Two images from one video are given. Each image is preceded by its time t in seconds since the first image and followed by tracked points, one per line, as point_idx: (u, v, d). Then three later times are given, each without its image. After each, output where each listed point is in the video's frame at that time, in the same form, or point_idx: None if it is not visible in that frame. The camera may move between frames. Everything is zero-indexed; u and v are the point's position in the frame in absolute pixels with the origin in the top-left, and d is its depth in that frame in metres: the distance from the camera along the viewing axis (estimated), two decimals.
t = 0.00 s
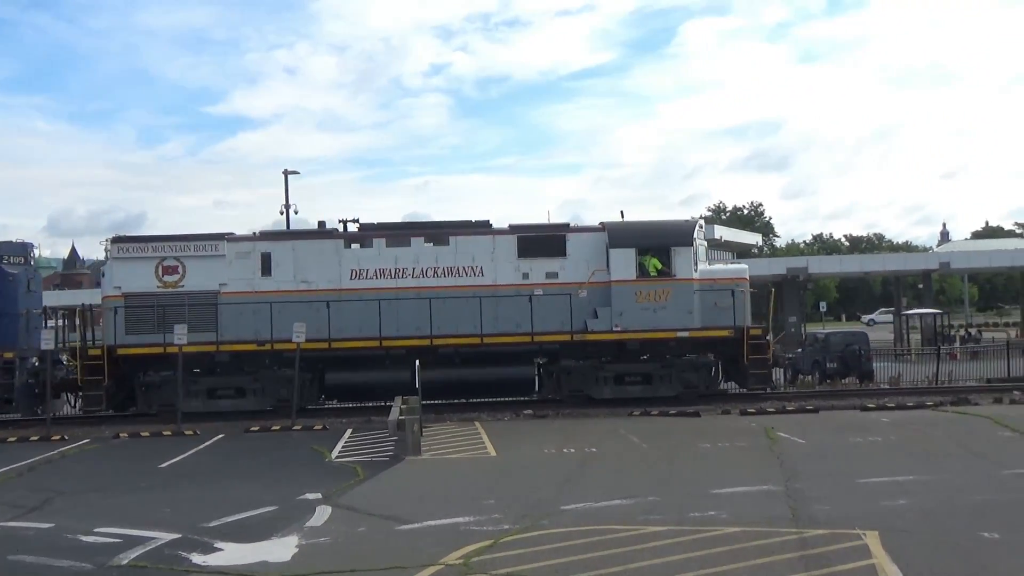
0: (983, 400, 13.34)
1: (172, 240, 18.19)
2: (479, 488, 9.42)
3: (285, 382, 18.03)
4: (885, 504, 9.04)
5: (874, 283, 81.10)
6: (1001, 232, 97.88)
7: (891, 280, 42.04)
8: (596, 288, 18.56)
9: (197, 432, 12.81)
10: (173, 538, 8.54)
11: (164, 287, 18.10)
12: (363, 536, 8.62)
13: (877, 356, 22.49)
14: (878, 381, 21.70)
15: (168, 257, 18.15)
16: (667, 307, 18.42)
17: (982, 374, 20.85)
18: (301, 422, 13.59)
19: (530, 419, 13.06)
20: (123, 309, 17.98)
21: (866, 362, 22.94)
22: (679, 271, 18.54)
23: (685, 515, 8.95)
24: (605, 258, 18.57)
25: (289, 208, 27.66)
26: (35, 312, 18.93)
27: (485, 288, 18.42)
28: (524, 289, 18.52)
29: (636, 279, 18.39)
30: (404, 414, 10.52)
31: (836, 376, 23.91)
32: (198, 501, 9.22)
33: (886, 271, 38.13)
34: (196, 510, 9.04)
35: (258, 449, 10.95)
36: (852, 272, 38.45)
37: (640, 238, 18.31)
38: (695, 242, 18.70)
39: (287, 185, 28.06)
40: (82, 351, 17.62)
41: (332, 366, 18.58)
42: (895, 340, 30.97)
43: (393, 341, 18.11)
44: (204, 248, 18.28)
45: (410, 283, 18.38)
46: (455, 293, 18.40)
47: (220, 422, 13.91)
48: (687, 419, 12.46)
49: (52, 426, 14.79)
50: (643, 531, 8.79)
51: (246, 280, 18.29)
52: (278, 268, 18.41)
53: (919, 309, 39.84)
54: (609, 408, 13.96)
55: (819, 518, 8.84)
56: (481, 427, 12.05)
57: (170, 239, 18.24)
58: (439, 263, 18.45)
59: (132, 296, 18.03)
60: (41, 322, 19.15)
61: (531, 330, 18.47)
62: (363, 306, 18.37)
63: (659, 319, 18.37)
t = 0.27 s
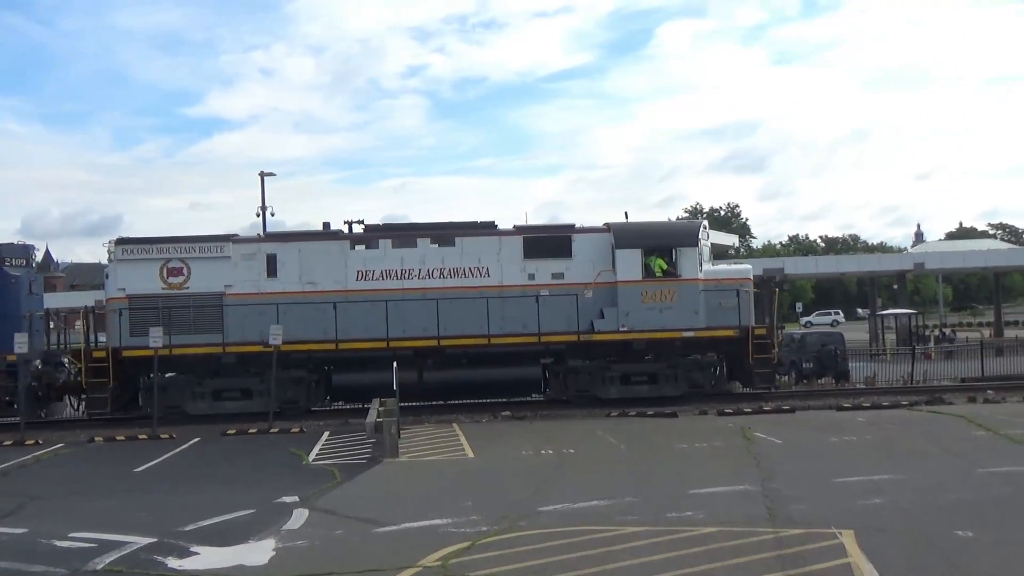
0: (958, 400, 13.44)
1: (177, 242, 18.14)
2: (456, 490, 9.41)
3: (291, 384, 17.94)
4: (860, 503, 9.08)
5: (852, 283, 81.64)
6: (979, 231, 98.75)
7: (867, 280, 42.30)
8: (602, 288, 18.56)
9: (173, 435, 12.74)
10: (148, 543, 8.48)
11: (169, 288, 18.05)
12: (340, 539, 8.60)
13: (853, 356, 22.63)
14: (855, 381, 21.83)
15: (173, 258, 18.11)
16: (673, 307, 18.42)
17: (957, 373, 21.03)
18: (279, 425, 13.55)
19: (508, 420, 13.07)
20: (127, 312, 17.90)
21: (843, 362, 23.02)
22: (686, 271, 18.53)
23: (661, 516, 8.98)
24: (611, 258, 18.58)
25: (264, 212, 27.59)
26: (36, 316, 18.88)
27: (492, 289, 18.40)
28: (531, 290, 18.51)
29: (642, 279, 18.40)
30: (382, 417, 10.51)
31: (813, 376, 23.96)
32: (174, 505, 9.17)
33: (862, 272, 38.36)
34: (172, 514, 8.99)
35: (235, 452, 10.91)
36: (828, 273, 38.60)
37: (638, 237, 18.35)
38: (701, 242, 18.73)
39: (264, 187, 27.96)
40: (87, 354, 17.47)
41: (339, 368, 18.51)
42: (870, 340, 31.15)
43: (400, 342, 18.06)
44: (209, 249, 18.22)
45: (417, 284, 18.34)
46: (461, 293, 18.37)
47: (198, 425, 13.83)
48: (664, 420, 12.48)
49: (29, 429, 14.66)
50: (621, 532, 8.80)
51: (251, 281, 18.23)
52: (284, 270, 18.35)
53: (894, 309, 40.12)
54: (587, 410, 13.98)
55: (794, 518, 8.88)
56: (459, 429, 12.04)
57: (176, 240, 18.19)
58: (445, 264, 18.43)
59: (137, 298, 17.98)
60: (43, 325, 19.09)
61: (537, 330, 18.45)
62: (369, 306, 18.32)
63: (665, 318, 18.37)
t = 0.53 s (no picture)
0: (934, 399, 13.55)
1: (184, 242, 17.99)
2: (435, 491, 9.40)
3: (300, 384, 17.88)
4: (838, 503, 9.11)
5: (832, 283, 82.05)
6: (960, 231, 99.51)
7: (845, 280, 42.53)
8: (610, 288, 18.61)
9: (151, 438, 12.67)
10: (126, 546, 8.43)
11: (177, 289, 17.91)
12: (318, 541, 8.58)
13: (830, 355, 22.77)
14: (833, 380, 21.98)
15: (180, 259, 17.96)
16: (681, 306, 18.52)
17: (934, 372, 21.23)
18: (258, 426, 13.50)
19: (487, 421, 13.07)
20: (135, 313, 17.80)
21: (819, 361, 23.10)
22: (694, 272, 18.63)
23: (640, 516, 9.00)
24: (619, 258, 18.63)
25: (244, 212, 27.44)
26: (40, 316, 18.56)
27: (501, 289, 18.39)
28: (539, 290, 18.52)
29: (650, 279, 18.45)
30: (361, 419, 10.49)
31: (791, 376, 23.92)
32: (152, 508, 9.11)
33: (840, 272, 38.55)
34: (150, 517, 8.94)
35: (212, 455, 10.86)
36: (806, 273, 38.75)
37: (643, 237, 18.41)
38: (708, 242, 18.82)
39: (242, 187, 27.79)
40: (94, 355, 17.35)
41: (347, 369, 18.46)
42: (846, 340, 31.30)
43: (409, 342, 18.03)
44: (217, 249, 18.10)
45: (425, 284, 18.30)
46: (470, 293, 18.34)
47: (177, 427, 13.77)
48: (643, 421, 12.51)
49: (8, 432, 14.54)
50: (600, 533, 8.82)
51: (259, 282, 18.12)
52: (292, 270, 18.26)
53: (871, 309, 40.38)
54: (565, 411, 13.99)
55: (773, 518, 8.92)
56: (439, 430, 12.04)
57: (183, 240, 18.04)
58: (453, 264, 18.40)
59: (144, 299, 17.83)
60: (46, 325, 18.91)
61: (546, 330, 18.46)
62: (378, 307, 18.28)
63: (673, 318, 18.46)
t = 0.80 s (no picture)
0: (914, 399, 13.64)
1: (195, 242, 17.95)
2: (417, 493, 9.39)
3: (312, 385, 17.83)
4: (819, 503, 9.16)
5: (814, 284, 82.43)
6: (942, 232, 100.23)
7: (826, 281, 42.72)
8: (621, 289, 18.64)
9: (131, 440, 12.61)
10: (105, 549, 8.38)
11: (188, 289, 17.85)
12: (299, 543, 8.56)
13: (811, 356, 22.90)
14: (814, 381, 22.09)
15: (191, 259, 17.91)
16: (691, 307, 18.52)
17: (914, 373, 21.39)
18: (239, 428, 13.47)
19: (469, 422, 13.06)
20: (146, 313, 17.71)
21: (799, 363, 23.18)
22: (704, 272, 18.62)
23: (622, 517, 9.02)
24: (630, 259, 18.63)
25: (226, 213, 27.28)
26: (49, 317, 18.55)
27: (512, 289, 18.38)
28: (550, 290, 18.52)
29: (661, 279, 18.44)
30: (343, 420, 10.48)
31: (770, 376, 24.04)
32: (132, 511, 9.07)
33: (820, 273, 38.70)
34: (130, 520, 8.90)
35: (192, 457, 10.82)
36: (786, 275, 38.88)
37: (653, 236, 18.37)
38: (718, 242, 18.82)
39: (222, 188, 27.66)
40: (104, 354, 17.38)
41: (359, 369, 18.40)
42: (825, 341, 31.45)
43: (421, 342, 18.01)
44: (228, 249, 18.05)
45: (436, 284, 18.29)
46: (480, 293, 18.32)
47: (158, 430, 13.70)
48: (626, 422, 12.54)
49: None
50: (582, 534, 8.82)
51: (270, 282, 18.07)
52: (303, 270, 18.21)
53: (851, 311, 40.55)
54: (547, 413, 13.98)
55: (754, 519, 8.95)
56: (421, 431, 12.04)
57: (194, 240, 17.99)
58: (464, 265, 18.39)
59: (154, 298, 17.76)
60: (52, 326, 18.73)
61: (557, 330, 18.46)
62: (389, 307, 18.23)
63: (683, 318, 18.47)
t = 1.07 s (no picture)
0: (898, 402, 13.71)
1: (211, 241, 18.00)
2: (402, 494, 9.38)
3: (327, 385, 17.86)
4: (803, 505, 9.18)
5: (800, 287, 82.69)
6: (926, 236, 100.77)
7: (810, 285, 42.83)
8: (635, 290, 18.72)
9: (115, 441, 12.54)
10: (89, 550, 8.33)
11: (203, 289, 17.88)
12: (284, 545, 8.54)
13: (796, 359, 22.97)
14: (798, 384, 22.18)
15: (207, 258, 17.95)
16: (705, 308, 18.53)
17: (898, 376, 21.49)
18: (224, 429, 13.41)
19: (455, 424, 13.06)
20: (162, 313, 17.73)
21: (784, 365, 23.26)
22: (717, 273, 18.63)
23: (607, 519, 9.02)
24: (643, 261, 18.68)
25: (211, 214, 27.11)
26: (62, 316, 18.07)
27: (526, 290, 18.44)
28: (564, 291, 18.58)
29: (674, 281, 18.48)
30: (328, 421, 10.47)
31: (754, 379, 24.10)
32: (115, 512, 9.02)
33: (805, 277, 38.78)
34: (114, 522, 8.85)
35: (176, 458, 10.78)
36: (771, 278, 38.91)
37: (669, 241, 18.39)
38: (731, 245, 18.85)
39: (206, 190, 27.49)
40: (121, 354, 17.30)
41: (375, 369, 18.43)
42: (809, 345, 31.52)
43: (437, 342, 18.05)
44: (244, 249, 18.08)
45: (451, 285, 18.34)
46: (496, 294, 18.38)
47: (143, 431, 13.64)
48: (612, 423, 12.57)
49: None
50: (566, 536, 8.83)
51: (286, 281, 18.11)
52: (319, 270, 18.25)
53: (835, 315, 40.69)
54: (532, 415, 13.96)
55: (738, 520, 8.97)
56: (406, 432, 12.04)
57: (210, 240, 18.04)
58: (479, 266, 18.46)
59: (170, 298, 17.78)
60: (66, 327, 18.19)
61: (571, 331, 18.50)
62: (405, 307, 18.28)
63: (696, 320, 18.49)
